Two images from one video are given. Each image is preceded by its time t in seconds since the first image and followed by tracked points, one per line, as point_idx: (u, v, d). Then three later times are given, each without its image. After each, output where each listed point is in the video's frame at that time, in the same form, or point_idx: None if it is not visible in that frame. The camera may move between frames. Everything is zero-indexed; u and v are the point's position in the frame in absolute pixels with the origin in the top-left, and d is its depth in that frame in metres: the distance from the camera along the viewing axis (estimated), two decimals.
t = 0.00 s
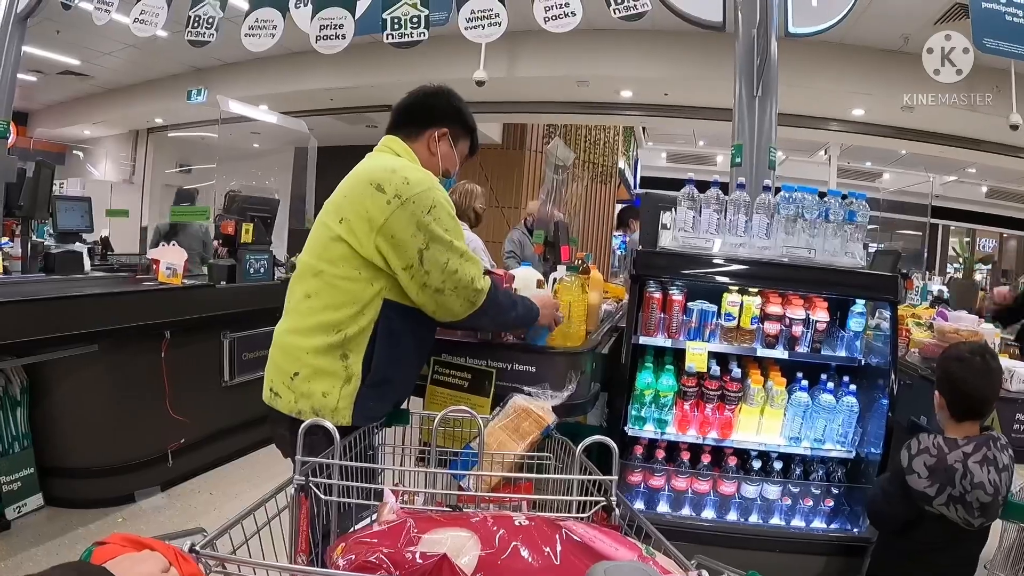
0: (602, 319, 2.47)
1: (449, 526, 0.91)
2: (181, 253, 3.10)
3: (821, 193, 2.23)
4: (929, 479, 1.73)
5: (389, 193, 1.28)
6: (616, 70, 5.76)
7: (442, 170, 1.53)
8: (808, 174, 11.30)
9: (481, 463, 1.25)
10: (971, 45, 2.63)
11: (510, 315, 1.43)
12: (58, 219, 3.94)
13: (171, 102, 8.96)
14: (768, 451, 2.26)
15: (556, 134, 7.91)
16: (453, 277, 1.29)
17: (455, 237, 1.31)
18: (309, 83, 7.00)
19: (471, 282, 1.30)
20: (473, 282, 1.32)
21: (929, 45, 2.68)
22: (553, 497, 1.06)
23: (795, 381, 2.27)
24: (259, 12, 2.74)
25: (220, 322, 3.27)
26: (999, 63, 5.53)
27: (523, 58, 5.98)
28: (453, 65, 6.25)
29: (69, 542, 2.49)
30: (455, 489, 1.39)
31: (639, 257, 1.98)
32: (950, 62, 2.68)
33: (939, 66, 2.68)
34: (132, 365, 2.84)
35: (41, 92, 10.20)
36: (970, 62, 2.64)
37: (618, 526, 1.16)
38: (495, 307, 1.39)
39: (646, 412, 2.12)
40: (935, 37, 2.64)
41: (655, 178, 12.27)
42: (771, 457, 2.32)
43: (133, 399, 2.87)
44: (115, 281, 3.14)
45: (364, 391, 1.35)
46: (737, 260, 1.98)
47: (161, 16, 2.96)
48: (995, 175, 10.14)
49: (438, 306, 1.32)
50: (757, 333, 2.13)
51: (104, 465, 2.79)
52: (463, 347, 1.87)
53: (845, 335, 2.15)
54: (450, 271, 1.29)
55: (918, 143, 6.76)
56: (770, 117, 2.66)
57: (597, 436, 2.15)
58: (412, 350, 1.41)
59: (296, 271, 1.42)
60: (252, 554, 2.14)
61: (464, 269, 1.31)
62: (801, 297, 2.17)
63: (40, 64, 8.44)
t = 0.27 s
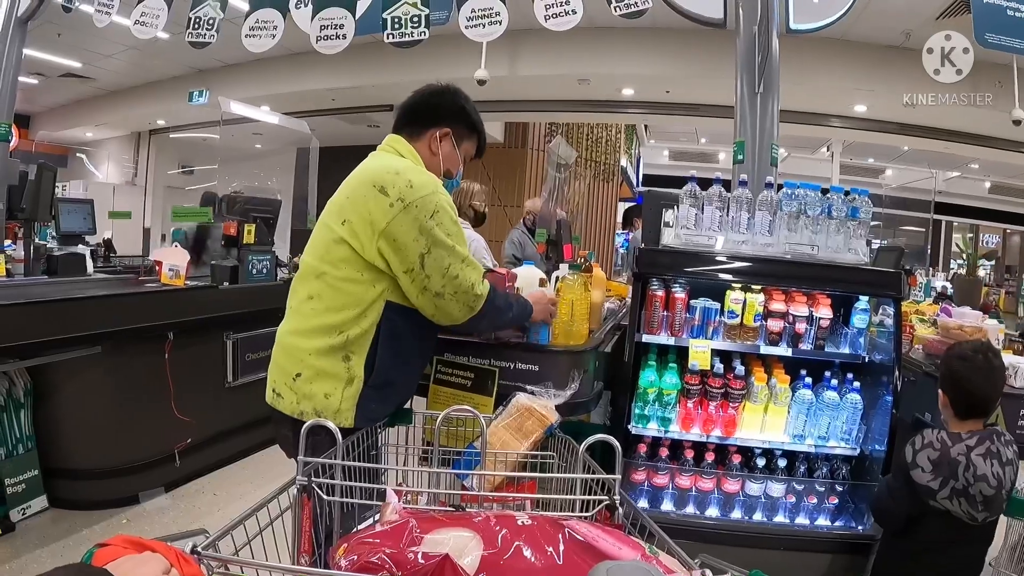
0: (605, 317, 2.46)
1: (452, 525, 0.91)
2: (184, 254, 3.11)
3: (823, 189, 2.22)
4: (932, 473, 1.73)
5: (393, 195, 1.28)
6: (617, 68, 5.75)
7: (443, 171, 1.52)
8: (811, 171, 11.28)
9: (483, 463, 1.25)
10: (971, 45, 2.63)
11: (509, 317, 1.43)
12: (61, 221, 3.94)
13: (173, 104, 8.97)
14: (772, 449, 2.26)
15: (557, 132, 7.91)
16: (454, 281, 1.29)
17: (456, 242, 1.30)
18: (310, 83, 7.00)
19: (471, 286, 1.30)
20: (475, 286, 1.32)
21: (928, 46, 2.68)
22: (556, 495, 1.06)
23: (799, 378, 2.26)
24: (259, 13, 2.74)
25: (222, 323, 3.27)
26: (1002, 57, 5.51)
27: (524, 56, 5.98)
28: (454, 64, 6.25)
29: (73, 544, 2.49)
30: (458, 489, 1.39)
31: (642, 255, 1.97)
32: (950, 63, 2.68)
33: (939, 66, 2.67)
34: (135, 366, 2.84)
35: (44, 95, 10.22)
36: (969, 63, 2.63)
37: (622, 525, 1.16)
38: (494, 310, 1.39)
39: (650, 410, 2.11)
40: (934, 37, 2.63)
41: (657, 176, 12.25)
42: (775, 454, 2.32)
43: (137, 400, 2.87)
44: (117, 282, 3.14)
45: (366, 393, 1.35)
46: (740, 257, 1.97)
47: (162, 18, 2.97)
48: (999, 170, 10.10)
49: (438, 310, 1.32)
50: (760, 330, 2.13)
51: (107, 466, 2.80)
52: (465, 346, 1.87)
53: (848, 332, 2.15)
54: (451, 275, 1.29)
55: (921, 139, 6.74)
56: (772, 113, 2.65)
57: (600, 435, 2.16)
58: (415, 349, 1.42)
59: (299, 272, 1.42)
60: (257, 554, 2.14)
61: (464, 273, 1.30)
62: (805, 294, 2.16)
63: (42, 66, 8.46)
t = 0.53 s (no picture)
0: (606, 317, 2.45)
1: (453, 525, 0.90)
2: (185, 254, 3.11)
3: (824, 187, 2.20)
4: (928, 466, 1.74)
5: (394, 195, 1.28)
6: (617, 68, 5.75)
7: (442, 170, 1.52)
8: (812, 169, 11.27)
9: (485, 462, 1.24)
10: (971, 45, 2.62)
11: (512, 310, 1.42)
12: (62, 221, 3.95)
13: (173, 104, 8.98)
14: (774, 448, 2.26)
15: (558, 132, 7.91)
16: (458, 278, 1.29)
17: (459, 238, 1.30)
18: (311, 83, 7.00)
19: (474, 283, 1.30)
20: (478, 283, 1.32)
21: (929, 46, 2.67)
22: (558, 494, 1.06)
23: (800, 377, 2.26)
24: (259, 13, 2.74)
25: (223, 323, 3.28)
26: (1002, 56, 5.50)
27: (525, 56, 5.97)
28: (454, 64, 6.25)
29: (75, 544, 2.49)
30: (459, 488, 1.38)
31: (643, 254, 1.97)
32: (951, 63, 2.67)
33: (939, 66, 2.66)
34: (136, 366, 2.84)
35: (45, 96, 10.24)
36: (969, 63, 2.62)
37: (623, 524, 1.16)
38: (497, 303, 1.39)
39: (651, 409, 2.11)
40: (934, 37, 2.63)
41: (657, 176, 12.25)
42: (777, 453, 2.31)
43: (138, 401, 2.87)
44: (119, 282, 3.15)
45: (369, 391, 1.35)
46: (741, 256, 1.97)
47: (162, 18, 2.97)
48: (1000, 168, 10.09)
49: (443, 305, 1.32)
50: (762, 329, 2.12)
51: (109, 466, 2.80)
52: (466, 345, 1.87)
53: (850, 331, 2.14)
54: (455, 272, 1.29)
55: (922, 137, 6.74)
56: (773, 112, 2.65)
57: (602, 434, 2.17)
58: (417, 348, 1.42)
59: (299, 271, 1.42)
60: (258, 554, 2.14)
61: (468, 269, 1.30)
62: (806, 292, 2.16)
63: (43, 67, 8.47)
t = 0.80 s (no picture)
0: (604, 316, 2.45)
1: (452, 525, 0.90)
2: (184, 254, 3.11)
3: (823, 188, 2.20)
4: (922, 462, 1.75)
5: (395, 192, 1.28)
6: (615, 68, 5.76)
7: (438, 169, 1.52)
8: (810, 169, 11.28)
9: (483, 462, 1.23)
10: (971, 45, 2.63)
11: (516, 298, 1.43)
12: (61, 221, 3.94)
13: (172, 104, 8.97)
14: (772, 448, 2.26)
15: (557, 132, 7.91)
16: (462, 271, 1.30)
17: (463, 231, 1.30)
18: (310, 83, 7.00)
19: (478, 275, 1.31)
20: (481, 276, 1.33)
21: (929, 46, 2.68)
22: (557, 494, 1.06)
23: (799, 377, 2.26)
24: (258, 13, 2.74)
25: (222, 322, 3.28)
26: (1001, 56, 5.50)
27: (523, 56, 5.98)
28: (453, 64, 6.25)
29: (74, 543, 2.49)
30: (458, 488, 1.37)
31: (642, 254, 1.97)
32: (951, 63, 2.68)
33: (939, 66, 2.66)
34: (135, 366, 2.84)
35: (43, 95, 10.23)
36: (970, 63, 2.63)
37: (622, 524, 1.16)
38: (508, 286, 1.40)
39: (649, 409, 2.11)
40: (934, 38, 2.64)
41: (656, 176, 12.26)
42: (775, 453, 2.32)
43: (137, 400, 2.87)
44: (117, 282, 3.14)
45: (369, 388, 1.36)
46: (739, 256, 1.97)
47: (161, 17, 2.96)
48: (998, 169, 10.11)
49: (451, 296, 1.33)
50: (760, 329, 2.13)
51: (107, 466, 2.80)
52: (465, 345, 1.87)
53: (848, 330, 2.14)
54: (461, 264, 1.30)
55: (920, 137, 6.75)
56: (771, 113, 2.65)
57: (600, 433, 2.17)
58: (417, 347, 1.42)
59: (299, 271, 1.41)
60: (257, 553, 2.15)
61: (474, 260, 1.31)
62: (805, 292, 2.16)
63: (41, 66, 8.46)
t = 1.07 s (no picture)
0: (601, 319, 2.46)
1: (448, 528, 0.90)
2: (181, 256, 3.11)
3: (819, 191, 2.21)
4: (912, 464, 1.77)
5: (389, 193, 1.28)
6: (613, 71, 5.76)
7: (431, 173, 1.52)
8: (807, 173, 11.31)
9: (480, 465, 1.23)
10: (971, 44, 2.63)
11: (513, 298, 1.44)
12: (57, 223, 3.94)
13: (170, 106, 8.97)
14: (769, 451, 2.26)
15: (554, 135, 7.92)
16: (457, 270, 1.31)
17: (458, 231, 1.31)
18: (308, 85, 7.00)
19: (473, 273, 1.32)
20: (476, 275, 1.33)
21: (928, 45, 2.68)
22: (553, 497, 1.06)
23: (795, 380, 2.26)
24: (255, 16, 2.74)
25: (219, 325, 3.27)
26: (997, 60, 5.52)
27: (521, 59, 5.98)
28: (451, 66, 6.25)
29: (70, 546, 2.48)
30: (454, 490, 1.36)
31: (638, 257, 1.98)
32: (950, 62, 2.68)
33: (938, 66, 2.67)
34: (132, 368, 2.84)
35: (41, 96, 10.21)
36: (969, 62, 2.64)
37: (618, 527, 1.16)
38: (503, 287, 1.41)
39: (646, 412, 2.12)
40: (933, 37, 2.64)
41: (654, 179, 12.28)
42: (772, 457, 2.32)
43: (134, 402, 2.87)
44: (115, 284, 3.14)
45: (366, 389, 1.36)
46: (736, 259, 1.98)
47: (159, 19, 2.96)
48: (994, 172, 10.14)
49: (446, 296, 1.34)
50: (756, 332, 2.13)
51: (105, 468, 2.79)
52: (462, 349, 1.87)
53: (844, 334, 2.14)
54: (456, 263, 1.30)
55: (917, 141, 6.76)
56: (768, 117, 2.66)
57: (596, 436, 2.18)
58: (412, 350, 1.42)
59: (295, 273, 1.42)
60: (254, 556, 2.14)
61: (468, 259, 1.32)
62: (801, 296, 2.17)
63: (39, 67, 8.45)
